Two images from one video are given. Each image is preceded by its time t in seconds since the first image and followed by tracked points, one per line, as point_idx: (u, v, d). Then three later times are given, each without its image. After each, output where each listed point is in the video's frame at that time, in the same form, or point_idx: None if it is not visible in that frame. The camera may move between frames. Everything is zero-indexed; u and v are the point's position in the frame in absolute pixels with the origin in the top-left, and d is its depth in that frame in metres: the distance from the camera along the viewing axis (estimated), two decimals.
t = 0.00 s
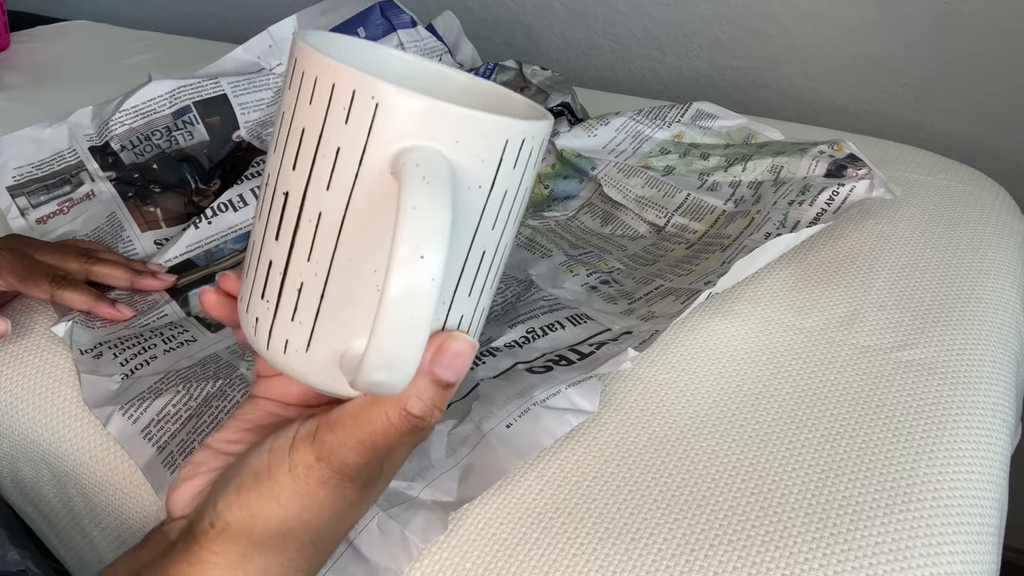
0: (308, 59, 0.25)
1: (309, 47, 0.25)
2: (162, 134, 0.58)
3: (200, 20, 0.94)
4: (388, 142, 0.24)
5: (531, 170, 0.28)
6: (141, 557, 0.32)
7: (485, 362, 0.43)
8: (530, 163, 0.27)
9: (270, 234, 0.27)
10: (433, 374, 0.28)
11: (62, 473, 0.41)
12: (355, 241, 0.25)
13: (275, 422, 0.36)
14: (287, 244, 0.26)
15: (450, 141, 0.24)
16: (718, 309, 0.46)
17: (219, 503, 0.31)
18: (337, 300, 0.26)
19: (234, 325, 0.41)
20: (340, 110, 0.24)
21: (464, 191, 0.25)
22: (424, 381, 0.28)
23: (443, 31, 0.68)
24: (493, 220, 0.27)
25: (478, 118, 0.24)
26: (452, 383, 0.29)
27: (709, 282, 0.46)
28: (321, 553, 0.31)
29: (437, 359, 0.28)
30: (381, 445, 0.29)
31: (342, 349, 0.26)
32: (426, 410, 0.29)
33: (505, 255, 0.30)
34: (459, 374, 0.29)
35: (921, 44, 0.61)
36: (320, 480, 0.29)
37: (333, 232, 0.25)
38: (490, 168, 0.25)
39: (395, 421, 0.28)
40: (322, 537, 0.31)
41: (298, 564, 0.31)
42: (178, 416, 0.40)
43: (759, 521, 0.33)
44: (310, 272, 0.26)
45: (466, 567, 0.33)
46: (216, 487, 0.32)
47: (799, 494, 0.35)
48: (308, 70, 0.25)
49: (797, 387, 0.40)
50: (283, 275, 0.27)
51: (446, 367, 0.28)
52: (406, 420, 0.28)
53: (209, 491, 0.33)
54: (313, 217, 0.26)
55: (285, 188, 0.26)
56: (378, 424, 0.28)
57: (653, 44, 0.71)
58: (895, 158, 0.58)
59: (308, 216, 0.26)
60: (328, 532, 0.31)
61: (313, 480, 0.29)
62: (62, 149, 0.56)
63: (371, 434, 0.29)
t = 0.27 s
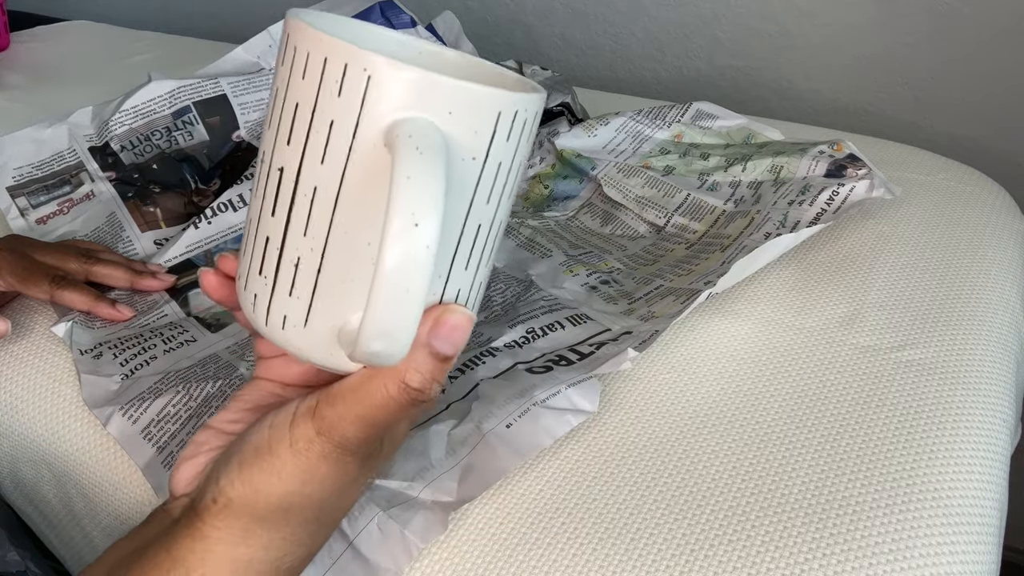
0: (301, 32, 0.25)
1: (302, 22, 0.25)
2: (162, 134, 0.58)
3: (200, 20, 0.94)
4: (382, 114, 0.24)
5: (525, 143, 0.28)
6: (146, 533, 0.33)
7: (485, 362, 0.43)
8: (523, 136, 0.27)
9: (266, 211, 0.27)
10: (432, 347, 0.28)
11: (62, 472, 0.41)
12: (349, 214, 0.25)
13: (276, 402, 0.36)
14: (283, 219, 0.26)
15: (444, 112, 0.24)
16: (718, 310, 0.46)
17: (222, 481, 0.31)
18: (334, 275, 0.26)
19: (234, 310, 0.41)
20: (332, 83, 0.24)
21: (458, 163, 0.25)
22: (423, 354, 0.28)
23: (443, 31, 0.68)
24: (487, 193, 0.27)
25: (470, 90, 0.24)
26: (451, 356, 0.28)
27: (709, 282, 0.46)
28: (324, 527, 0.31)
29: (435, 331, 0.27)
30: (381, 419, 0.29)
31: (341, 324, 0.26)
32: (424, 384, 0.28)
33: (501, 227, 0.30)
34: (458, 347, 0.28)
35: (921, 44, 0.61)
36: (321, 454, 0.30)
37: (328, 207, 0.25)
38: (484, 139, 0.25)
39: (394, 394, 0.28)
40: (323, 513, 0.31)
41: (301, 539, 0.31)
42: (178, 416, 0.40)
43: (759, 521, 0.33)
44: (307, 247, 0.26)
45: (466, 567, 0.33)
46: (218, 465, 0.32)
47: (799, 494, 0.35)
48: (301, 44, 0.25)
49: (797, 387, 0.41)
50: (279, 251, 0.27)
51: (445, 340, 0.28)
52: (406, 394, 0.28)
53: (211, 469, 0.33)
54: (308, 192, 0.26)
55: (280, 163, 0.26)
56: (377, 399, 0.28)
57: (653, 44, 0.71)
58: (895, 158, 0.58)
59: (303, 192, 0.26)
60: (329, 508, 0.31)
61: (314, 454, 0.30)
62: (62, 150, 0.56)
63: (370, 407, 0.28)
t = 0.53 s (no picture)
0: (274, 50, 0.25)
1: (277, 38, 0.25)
2: (162, 134, 0.58)
3: (200, 20, 0.94)
4: (355, 128, 0.24)
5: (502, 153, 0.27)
6: (135, 541, 0.33)
7: (485, 362, 0.43)
8: (500, 146, 0.27)
9: (246, 224, 0.27)
10: (411, 356, 0.28)
11: (62, 472, 0.41)
12: (324, 228, 0.25)
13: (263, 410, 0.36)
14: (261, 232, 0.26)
15: (415, 126, 0.24)
16: (718, 310, 0.46)
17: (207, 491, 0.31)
18: (310, 286, 0.26)
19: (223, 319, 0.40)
20: (305, 98, 0.24)
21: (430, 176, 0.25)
22: (401, 364, 0.28)
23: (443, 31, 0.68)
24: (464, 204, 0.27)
25: (442, 103, 0.24)
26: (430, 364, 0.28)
27: (709, 282, 0.46)
28: (308, 534, 0.32)
29: (414, 341, 0.27)
30: (361, 428, 0.29)
31: (318, 335, 0.26)
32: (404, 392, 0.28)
33: (481, 236, 0.29)
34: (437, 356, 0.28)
35: (921, 44, 0.61)
36: (302, 463, 0.30)
37: (304, 220, 0.25)
38: (458, 151, 0.25)
39: (374, 404, 0.28)
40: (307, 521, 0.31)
41: (286, 546, 0.31)
42: (178, 416, 0.40)
43: (760, 521, 0.33)
44: (284, 259, 0.26)
45: (465, 566, 0.33)
46: (203, 474, 0.32)
47: (799, 493, 0.35)
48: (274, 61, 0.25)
49: (797, 387, 0.40)
50: (259, 262, 0.27)
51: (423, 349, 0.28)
52: (385, 403, 0.28)
53: (197, 478, 0.33)
54: (284, 205, 0.26)
55: (258, 177, 0.26)
56: (357, 408, 0.28)
57: (653, 44, 0.71)
58: (895, 158, 0.58)
59: (279, 205, 0.26)
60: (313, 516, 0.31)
61: (296, 463, 0.30)
62: (62, 150, 0.56)
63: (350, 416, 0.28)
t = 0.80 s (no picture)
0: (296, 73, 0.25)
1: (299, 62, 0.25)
2: (162, 134, 0.58)
3: (200, 20, 0.94)
4: (372, 153, 0.24)
5: (511, 181, 0.28)
6: (136, 547, 0.33)
7: (485, 362, 0.43)
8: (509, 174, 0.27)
9: (259, 240, 0.27)
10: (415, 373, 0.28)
11: (62, 473, 0.41)
12: (337, 248, 0.25)
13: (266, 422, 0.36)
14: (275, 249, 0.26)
15: (429, 152, 0.24)
16: (718, 310, 0.46)
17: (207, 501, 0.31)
18: (321, 302, 0.26)
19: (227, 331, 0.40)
20: (324, 122, 0.24)
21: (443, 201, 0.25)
22: (405, 381, 0.28)
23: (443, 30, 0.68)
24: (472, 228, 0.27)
25: (457, 132, 0.24)
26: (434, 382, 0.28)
27: (709, 282, 0.46)
28: (309, 545, 0.31)
29: (418, 359, 0.27)
30: (363, 442, 0.29)
31: (327, 350, 0.26)
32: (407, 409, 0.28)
33: (486, 260, 0.30)
34: (441, 373, 0.28)
35: (921, 44, 0.61)
36: (304, 475, 0.29)
37: (317, 239, 0.25)
38: (470, 178, 0.26)
39: (377, 420, 0.28)
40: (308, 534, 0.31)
41: (285, 556, 0.31)
42: (178, 416, 0.40)
43: (760, 521, 0.33)
44: (296, 276, 0.26)
45: (465, 567, 0.33)
46: (205, 483, 0.32)
47: (799, 493, 0.35)
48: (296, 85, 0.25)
49: (797, 387, 0.40)
50: (271, 278, 0.27)
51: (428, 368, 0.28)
52: (388, 418, 0.28)
53: (200, 487, 0.33)
54: (298, 225, 0.26)
55: (274, 196, 0.26)
56: (359, 422, 0.28)
57: (653, 44, 0.71)
58: (895, 158, 0.58)
59: (295, 223, 0.26)
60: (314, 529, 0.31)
61: (298, 474, 0.30)
62: (62, 150, 0.56)
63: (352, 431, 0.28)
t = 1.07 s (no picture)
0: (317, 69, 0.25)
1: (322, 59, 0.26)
2: (162, 134, 0.58)
3: (200, 20, 0.94)
4: (382, 149, 0.24)
5: (516, 190, 0.28)
6: (125, 538, 0.33)
7: (485, 362, 0.43)
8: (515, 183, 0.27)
9: (266, 227, 0.27)
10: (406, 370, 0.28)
11: (62, 472, 0.41)
12: (340, 243, 0.25)
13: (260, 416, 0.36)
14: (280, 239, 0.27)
15: (438, 154, 0.24)
16: (718, 310, 0.46)
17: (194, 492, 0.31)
18: (319, 291, 0.26)
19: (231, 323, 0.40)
20: (340, 117, 0.25)
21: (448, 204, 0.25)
22: (395, 376, 0.28)
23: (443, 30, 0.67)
24: (474, 233, 0.27)
25: (467, 135, 0.25)
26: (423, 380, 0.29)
27: (709, 282, 0.46)
28: (296, 539, 0.31)
29: (411, 356, 0.28)
30: (353, 436, 0.29)
31: (321, 340, 0.26)
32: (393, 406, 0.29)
33: (488, 266, 0.30)
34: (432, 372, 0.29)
35: (921, 44, 0.61)
36: (294, 468, 0.30)
37: (320, 229, 0.25)
38: (476, 182, 0.26)
39: (366, 414, 0.29)
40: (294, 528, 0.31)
41: (271, 548, 0.31)
42: (178, 416, 0.40)
43: (760, 521, 0.33)
44: (298, 264, 0.26)
45: (465, 566, 0.33)
46: (195, 474, 0.32)
47: (799, 493, 0.35)
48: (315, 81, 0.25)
49: (797, 387, 0.40)
50: (274, 265, 0.27)
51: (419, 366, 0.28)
52: (377, 413, 0.29)
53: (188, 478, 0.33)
54: (305, 215, 0.26)
55: (284, 185, 0.26)
56: (350, 415, 0.29)
57: (653, 44, 0.71)
58: (896, 158, 0.58)
59: (302, 213, 0.26)
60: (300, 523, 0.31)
61: (288, 467, 0.30)
62: (62, 150, 0.56)
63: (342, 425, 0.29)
